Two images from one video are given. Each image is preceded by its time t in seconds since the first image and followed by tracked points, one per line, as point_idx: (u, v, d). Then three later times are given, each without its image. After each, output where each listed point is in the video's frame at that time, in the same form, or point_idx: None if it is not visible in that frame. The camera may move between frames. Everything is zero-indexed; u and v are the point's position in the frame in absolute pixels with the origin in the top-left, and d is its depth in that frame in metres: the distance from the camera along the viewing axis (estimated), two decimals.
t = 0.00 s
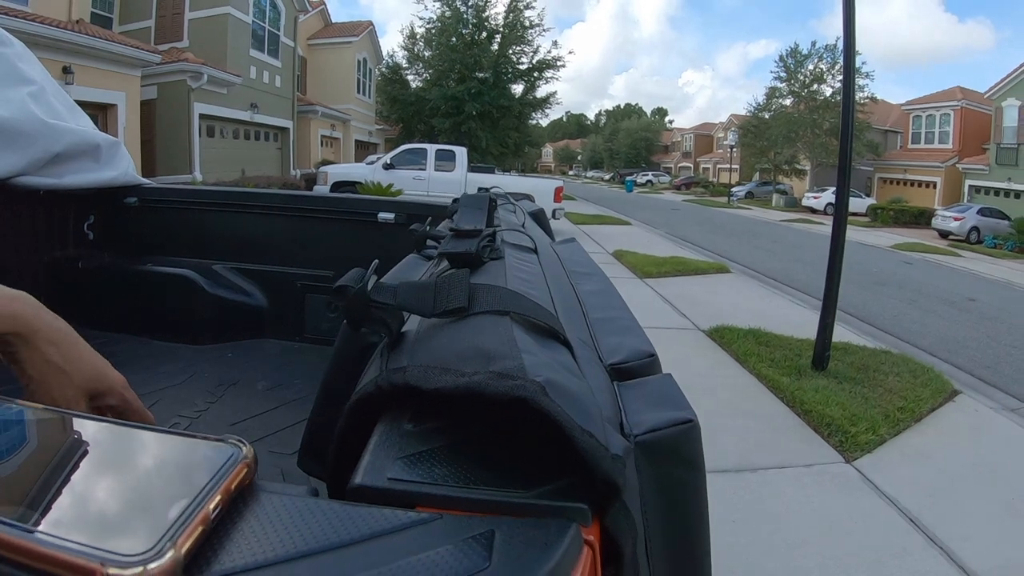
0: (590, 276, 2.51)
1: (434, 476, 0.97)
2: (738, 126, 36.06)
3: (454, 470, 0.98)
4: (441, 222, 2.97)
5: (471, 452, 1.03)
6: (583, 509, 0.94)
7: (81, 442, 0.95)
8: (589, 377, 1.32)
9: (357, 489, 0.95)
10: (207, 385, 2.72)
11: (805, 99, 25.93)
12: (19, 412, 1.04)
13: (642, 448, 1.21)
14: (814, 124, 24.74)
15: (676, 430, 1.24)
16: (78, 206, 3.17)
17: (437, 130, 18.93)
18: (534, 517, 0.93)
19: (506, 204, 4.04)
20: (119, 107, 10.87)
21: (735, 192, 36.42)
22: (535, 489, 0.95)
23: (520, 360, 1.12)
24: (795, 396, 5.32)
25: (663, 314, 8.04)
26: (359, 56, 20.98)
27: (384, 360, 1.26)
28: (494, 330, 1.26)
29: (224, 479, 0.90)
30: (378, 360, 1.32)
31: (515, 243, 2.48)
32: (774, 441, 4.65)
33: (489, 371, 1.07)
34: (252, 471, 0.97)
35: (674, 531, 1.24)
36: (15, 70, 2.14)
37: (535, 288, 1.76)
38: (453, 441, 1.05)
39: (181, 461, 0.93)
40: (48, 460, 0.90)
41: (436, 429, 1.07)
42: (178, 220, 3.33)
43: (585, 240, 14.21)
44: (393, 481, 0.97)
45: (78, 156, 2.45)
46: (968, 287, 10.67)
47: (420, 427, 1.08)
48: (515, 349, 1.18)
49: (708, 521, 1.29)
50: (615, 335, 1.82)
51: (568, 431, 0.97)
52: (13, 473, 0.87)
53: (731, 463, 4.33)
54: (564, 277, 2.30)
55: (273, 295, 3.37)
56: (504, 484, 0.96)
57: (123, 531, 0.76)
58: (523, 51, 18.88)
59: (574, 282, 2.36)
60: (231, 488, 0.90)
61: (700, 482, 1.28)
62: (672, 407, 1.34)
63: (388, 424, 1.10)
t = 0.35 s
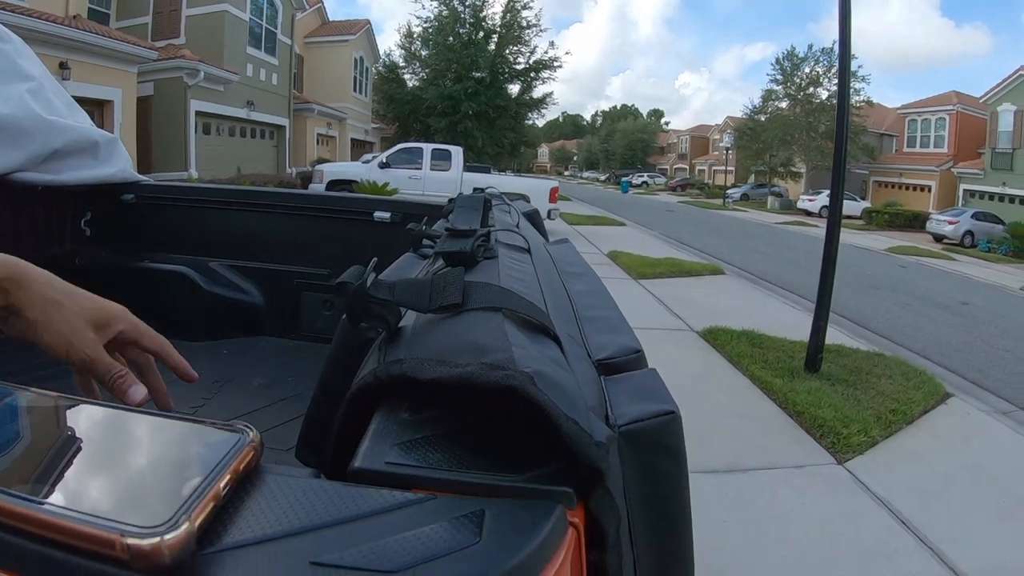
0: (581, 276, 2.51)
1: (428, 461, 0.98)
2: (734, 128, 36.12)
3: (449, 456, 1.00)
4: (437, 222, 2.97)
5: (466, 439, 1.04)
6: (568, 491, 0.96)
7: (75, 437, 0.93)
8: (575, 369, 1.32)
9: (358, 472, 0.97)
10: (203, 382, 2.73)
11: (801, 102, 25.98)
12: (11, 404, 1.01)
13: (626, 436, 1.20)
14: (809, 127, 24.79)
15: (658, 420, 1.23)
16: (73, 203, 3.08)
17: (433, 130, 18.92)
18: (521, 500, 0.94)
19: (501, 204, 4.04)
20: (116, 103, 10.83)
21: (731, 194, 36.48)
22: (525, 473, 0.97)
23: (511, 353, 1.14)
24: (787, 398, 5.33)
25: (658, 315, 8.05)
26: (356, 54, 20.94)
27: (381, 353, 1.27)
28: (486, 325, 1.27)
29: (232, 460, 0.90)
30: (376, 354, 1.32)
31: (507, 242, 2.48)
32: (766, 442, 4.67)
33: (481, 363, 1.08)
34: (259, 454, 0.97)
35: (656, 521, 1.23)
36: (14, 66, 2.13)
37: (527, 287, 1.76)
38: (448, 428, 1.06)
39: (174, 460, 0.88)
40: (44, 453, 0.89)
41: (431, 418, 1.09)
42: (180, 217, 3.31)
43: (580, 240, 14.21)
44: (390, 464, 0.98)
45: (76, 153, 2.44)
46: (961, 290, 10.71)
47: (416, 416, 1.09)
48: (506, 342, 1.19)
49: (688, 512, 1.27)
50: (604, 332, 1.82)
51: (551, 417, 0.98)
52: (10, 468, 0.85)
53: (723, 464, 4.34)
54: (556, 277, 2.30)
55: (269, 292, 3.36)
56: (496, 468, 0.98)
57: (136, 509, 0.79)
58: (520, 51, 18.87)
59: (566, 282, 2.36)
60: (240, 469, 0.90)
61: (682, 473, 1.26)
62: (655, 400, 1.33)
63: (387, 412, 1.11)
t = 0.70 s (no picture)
0: (567, 266, 2.51)
1: (414, 431, 0.99)
2: (727, 124, 36.14)
3: (436, 427, 1.01)
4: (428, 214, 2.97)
5: (452, 413, 1.05)
6: (545, 460, 0.98)
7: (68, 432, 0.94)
8: (555, 350, 1.33)
9: (349, 442, 0.97)
10: (194, 373, 2.73)
11: (794, 99, 26.04)
12: (2, 392, 1.02)
13: (603, 413, 1.19)
14: (802, 124, 24.85)
15: (635, 399, 1.23)
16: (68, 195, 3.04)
17: (426, 125, 18.88)
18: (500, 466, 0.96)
19: (490, 197, 4.06)
20: (108, 97, 10.76)
21: (723, 190, 36.55)
22: (505, 444, 0.99)
23: (496, 331, 1.15)
24: (777, 392, 5.36)
25: (649, 310, 8.07)
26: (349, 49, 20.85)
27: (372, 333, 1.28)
28: (474, 306, 1.28)
29: (231, 429, 0.92)
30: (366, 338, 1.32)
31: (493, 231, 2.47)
32: (756, 436, 4.69)
33: (465, 340, 1.09)
34: (257, 424, 0.99)
35: (635, 499, 1.23)
36: (8, 58, 2.11)
37: (513, 276, 1.75)
38: (435, 403, 1.07)
39: (166, 453, 0.87)
40: (39, 445, 0.89)
41: (419, 393, 1.09)
42: (173, 212, 3.31)
43: (572, 236, 14.21)
44: (379, 434, 0.99)
45: (70, 146, 2.43)
46: (952, 288, 10.77)
47: (405, 393, 1.10)
48: (490, 321, 1.21)
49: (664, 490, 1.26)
50: (586, 318, 1.82)
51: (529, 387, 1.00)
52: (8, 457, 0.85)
53: (713, 457, 4.36)
54: (541, 267, 2.29)
55: (261, 284, 3.33)
56: (479, 438, 0.99)
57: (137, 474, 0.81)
58: (513, 46, 18.83)
59: (552, 272, 2.35)
60: (239, 437, 0.92)
61: (657, 450, 1.25)
62: (632, 380, 1.33)
63: (375, 388, 1.12)
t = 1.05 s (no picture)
0: (559, 258, 2.50)
1: (406, 416, 0.99)
2: (719, 121, 36.18)
3: (428, 413, 1.01)
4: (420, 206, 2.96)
5: (443, 399, 1.05)
6: (537, 447, 0.98)
7: (57, 426, 0.93)
8: (547, 337, 1.32)
9: (341, 427, 0.97)
10: (185, 365, 2.71)
11: (787, 97, 26.11)
12: None
13: (595, 400, 1.20)
14: (794, 123, 24.93)
15: (626, 386, 1.23)
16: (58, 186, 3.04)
17: (418, 119, 18.83)
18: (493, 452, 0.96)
19: (483, 190, 4.04)
20: (99, 89, 10.68)
21: (715, 187, 36.62)
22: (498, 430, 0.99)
23: (488, 317, 1.15)
24: (767, 389, 5.39)
25: (640, 307, 8.09)
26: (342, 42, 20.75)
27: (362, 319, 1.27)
28: (465, 294, 1.27)
29: (223, 412, 0.93)
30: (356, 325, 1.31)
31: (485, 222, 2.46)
32: (746, 432, 4.72)
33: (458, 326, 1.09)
34: (248, 411, 0.99)
35: (627, 486, 1.24)
36: None
37: (505, 267, 1.75)
38: (427, 389, 1.07)
39: (157, 448, 0.86)
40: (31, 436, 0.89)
41: (411, 379, 1.09)
42: (163, 206, 3.28)
43: (564, 232, 14.21)
44: (371, 419, 0.98)
45: (61, 137, 2.41)
46: (941, 288, 10.84)
47: (396, 379, 1.09)
48: (482, 308, 1.21)
49: (655, 479, 1.27)
50: (578, 308, 1.82)
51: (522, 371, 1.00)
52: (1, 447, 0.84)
53: (703, 453, 4.38)
54: (533, 258, 2.29)
55: (252, 278, 3.33)
56: (471, 423, 0.99)
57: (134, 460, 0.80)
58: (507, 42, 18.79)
59: (543, 263, 2.35)
60: (230, 420, 0.92)
61: (648, 438, 1.25)
62: (623, 368, 1.33)
63: (366, 374, 1.11)
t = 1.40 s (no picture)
0: (569, 260, 2.50)
1: (427, 430, 0.99)
2: (718, 118, 36.18)
3: (449, 426, 1.00)
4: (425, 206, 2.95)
5: (463, 411, 1.04)
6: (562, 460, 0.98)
7: (55, 418, 0.94)
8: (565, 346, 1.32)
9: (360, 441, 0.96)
10: (185, 363, 2.71)
11: (786, 95, 26.10)
12: None
13: (617, 411, 1.20)
14: (793, 120, 24.92)
15: (647, 397, 1.23)
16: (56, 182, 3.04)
17: (417, 115, 18.80)
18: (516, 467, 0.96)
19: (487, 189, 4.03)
20: (98, 84, 10.67)
21: (714, 184, 36.62)
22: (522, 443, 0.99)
23: (509, 328, 1.14)
24: (766, 387, 5.40)
25: (640, 304, 8.10)
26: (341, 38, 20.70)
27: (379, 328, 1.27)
28: (483, 303, 1.27)
29: (241, 430, 0.92)
30: (371, 333, 1.31)
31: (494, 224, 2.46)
32: (745, 431, 4.72)
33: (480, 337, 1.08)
34: (266, 425, 0.98)
35: (645, 497, 1.24)
36: None
37: (519, 271, 1.75)
38: (447, 400, 1.06)
39: (154, 444, 0.88)
40: (25, 433, 0.89)
41: (430, 389, 1.08)
42: (161, 202, 3.27)
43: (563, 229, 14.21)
44: (393, 433, 0.98)
45: (60, 133, 2.40)
46: (940, 286, 10.84)
47: (414, 390, 1.09)
48: (502, 318, 1.20)
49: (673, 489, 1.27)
50: (591, 313, 1.82)
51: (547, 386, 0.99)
52: None
53: (702, 451, 4.39)
54: (543, 260, 2.29)
55: (253, 275, 3.33)
56: (495, 435, 0.99)
57: (145, 474, 0.81)
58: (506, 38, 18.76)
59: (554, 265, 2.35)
60: (249, 438, 0.92)
61: (666, 448, 1.26)
62: (642, 377, 1.33)
63: (384, 385, 1.11)
